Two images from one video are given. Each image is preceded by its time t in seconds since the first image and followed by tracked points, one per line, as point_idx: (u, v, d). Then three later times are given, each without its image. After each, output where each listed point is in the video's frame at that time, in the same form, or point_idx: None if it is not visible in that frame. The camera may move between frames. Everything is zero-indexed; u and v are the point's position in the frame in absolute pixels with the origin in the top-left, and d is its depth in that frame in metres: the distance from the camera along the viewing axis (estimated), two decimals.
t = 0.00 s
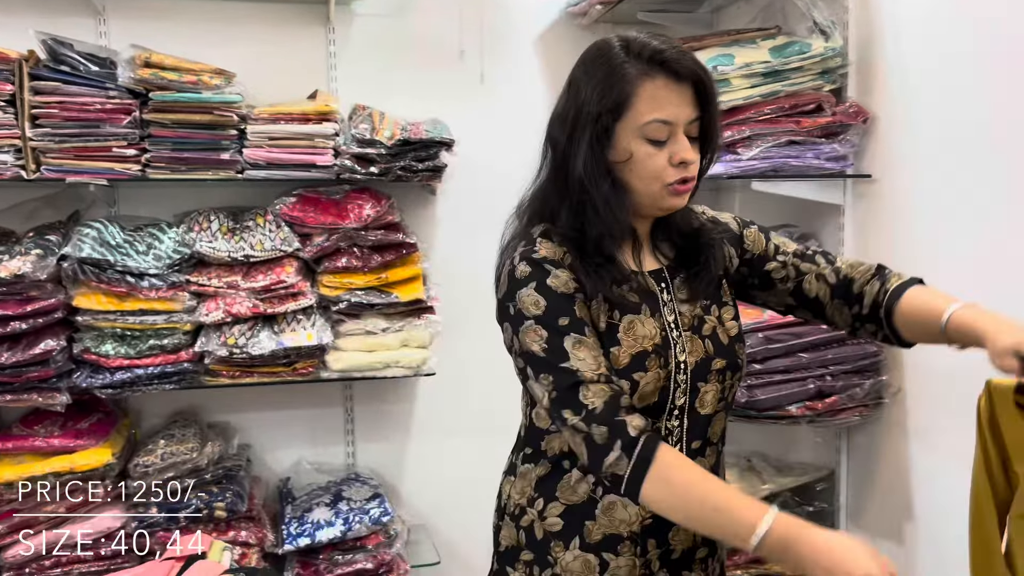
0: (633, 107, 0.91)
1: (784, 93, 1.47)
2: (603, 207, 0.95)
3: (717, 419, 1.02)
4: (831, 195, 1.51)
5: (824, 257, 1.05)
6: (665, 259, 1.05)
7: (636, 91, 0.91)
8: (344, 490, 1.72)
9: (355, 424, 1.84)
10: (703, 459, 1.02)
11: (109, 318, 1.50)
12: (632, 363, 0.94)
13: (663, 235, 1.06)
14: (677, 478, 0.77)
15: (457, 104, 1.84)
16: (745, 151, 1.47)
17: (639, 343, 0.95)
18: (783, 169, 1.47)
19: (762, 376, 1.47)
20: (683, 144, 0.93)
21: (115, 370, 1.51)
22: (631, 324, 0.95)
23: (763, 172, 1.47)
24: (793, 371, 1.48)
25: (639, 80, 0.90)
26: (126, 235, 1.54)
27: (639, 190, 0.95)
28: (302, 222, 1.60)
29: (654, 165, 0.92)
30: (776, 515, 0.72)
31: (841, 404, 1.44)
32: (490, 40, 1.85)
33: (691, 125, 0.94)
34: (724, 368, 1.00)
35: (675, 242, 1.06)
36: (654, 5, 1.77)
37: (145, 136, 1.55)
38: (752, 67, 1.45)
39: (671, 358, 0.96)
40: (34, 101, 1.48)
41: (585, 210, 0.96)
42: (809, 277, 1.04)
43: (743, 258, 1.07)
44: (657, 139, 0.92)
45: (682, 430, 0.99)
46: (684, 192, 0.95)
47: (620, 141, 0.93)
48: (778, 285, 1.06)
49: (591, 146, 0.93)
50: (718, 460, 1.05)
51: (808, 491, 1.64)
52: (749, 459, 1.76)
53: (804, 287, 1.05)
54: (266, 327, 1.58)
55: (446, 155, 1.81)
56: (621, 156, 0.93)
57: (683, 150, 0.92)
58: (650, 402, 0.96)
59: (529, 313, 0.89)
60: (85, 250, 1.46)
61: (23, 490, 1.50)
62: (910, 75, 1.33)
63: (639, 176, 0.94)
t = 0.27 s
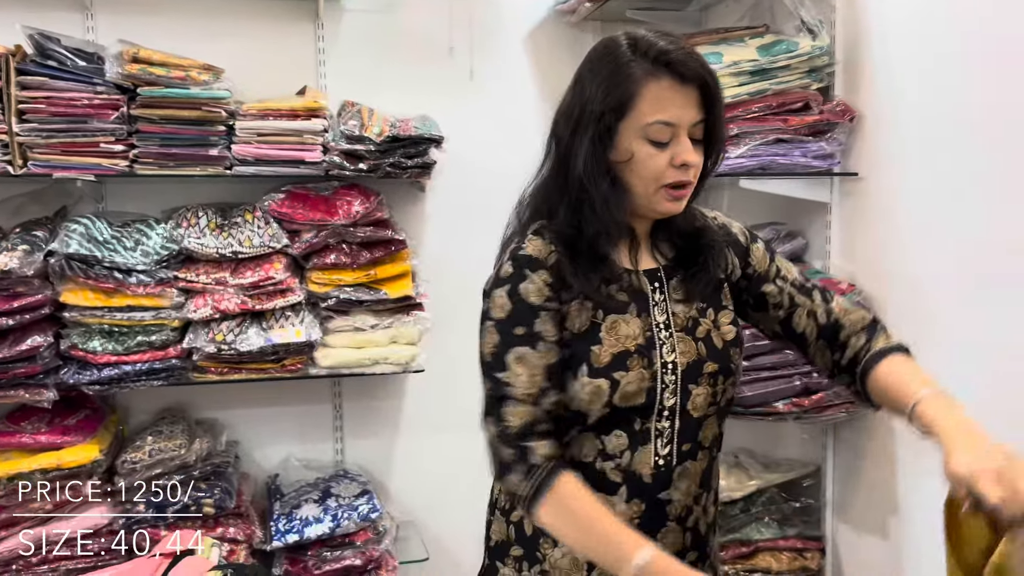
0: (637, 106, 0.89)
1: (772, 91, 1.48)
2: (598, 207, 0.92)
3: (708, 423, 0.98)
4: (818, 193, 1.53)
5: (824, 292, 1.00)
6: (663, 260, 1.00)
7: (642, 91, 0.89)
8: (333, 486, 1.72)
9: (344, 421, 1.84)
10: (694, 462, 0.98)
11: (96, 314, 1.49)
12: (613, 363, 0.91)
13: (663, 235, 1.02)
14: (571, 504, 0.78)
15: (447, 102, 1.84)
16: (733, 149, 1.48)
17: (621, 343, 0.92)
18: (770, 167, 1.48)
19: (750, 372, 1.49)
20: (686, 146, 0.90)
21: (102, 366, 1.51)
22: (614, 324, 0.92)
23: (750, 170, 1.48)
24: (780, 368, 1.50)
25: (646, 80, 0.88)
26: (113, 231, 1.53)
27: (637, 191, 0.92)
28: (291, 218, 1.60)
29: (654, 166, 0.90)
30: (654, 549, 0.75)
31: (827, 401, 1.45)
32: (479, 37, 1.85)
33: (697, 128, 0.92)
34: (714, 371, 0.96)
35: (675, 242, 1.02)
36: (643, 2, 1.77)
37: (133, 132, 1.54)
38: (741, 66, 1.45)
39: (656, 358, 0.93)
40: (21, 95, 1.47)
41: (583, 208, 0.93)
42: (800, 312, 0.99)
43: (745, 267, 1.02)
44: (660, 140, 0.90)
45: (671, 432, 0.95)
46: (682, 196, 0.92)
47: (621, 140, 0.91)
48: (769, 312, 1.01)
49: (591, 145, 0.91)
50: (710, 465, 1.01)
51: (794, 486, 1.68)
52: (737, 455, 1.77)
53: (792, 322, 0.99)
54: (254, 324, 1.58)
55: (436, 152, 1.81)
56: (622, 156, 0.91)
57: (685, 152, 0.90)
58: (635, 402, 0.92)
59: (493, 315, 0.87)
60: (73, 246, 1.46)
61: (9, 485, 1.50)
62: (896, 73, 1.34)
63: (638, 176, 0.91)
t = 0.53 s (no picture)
0: (637, 102, 0.86)
1: (764, 90, 1.49)
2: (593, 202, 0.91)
3: (672, 430, 0.91)
4: (810, 192, 1.54)
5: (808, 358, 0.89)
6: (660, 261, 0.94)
7: (644, 87, 0.86)
8: (325, 483, 1.73)
9: (336, 418, 1.84)
10: (659, 466, 0.91)
11: (88, 310, 1.49)
12: (569, 347, 0.90)
13: (666, 233, 0.96)
14: (449, 444, 0.89)
15: (441, 99, 1.84)
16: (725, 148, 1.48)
17: (582, 331, 0.90)
18: (763, 166, 1.48)
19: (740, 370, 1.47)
20: (684, 146, 0.86)
21: (95, 362, 1.50)
22: (580, 312, 0.91)
23: (742, 168, 1.48)
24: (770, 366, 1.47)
25: (649, 77, 0.85)
26: (106, 227, 1.53)
27: (632, 188, 0.89)
28: (284, 215, 1.60)
29: (649, 164, 0.86)
30: (496, 501, 0.85)
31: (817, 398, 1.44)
32: (473, 34, 1.85)
33: (699, 129, 0.87)
34: (685, 380, 0.90)
35: (676, 243, 0.95)
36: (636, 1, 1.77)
37: (125, 128, 1.54)
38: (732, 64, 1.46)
39: (618, 353, 0.90)
40: (14, 91, 1.47)
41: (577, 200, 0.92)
42: (772, 370, 0.88)
43: (748, 286, 0.92)
44: (657, 139, 0.86)
45: (631, 432, 0.90)
46: (680, 197, 0.87)
47: (621, 136, 0.88)
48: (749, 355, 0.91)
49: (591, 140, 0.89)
50: (685, 478, 0.93)
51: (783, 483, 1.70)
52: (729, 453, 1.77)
53: (761, 377, 0.89)
54: (247, 320, 1.58)
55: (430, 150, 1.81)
56: (620, 152, 0.88)
57: (681, 153, 0.85)
58: (588, 393, 0.90)
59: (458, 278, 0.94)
60: (65, 241, 1.46)
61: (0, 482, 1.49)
62: (888, 71, 1.34)
63: (631, 172, 0.88)
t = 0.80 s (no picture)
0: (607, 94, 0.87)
1: (760, 90, 1.49)
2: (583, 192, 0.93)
3: (636, 429, 0.89)
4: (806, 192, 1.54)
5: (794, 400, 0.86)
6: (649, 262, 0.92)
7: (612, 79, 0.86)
8: (321, 480, 1.73)
9: (332, 415, 1.84)
10: (618, 463, 0.89)
11: (84, 307, 1.49)
12: (546, 330, 0.91)
13: (664, 232, 0.93)
14: (439, 409, 0.98)
15: (437, 96, 1.84)
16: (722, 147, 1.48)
17: (562, 316, 0.91)
18: (759, 165, 1.49)
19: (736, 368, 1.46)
20: (641, 139, 0.84)
21: (90, 359, 1.50)
22: (563, 297, 0.92)
23: (739, 168, 1.48)
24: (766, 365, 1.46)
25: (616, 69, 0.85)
26: (102, 224, 1.53)
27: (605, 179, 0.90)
28: (281, 212, 1.60)
29: (610, 156, 0.86)
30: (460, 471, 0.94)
31: (812, 397, 1.44)
32: (469, 31, 1.85)
33: (663, 121, 0.84)
34: (653, 381, 0.88)
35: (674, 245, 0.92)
36: None
37: (123, 125, 1.54)
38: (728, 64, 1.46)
39: (591, 344, 0.90)
40: (10, 87, 1.47)
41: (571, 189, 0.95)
42: (754, 406, 0.86)
43: (741, 302, 0.88)
44: (620, 130, 0.86)
45: (594, 423, 0.89)
46: (645, 191, 0.86)
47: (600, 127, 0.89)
48: (734, 373, 0.88)
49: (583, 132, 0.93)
50: (645, 482, 0.90)
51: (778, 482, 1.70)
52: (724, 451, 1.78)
53: (743, 409, 0.87)
54: (243, 317, 1.58)
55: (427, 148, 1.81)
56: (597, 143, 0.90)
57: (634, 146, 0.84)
58: (556, 376, 0.90)
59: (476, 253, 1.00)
60: (61, 238, 1.45)
61: None
62: (884, 71, 1.35)
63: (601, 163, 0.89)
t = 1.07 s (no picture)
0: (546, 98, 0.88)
1: (761, 90, 1.49)
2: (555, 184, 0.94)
3: (603, 429, 0.89)
4: (807, 192, 1.54)
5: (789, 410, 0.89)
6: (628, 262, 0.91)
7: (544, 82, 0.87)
8: (319, 479, 1.72)
9: (331, 414, 1.84)
10: (582, 461, 0.89)
11: (83, 304, 1.49)
12: (520, 325, 0.92)
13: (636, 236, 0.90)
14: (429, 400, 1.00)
15: (437, 94, 1.84)
16: (722, 147, 1.48)
17: (536, 312, 0.92)
18: (759, 165, 1.48)
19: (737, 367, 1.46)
20: (553, 144, 0.86)
21: (90, 356, 1.50)
22: (539, 293, 0.93)
23: (739, 168, 1.48)
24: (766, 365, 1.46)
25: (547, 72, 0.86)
26: (102, 221, 1.52)
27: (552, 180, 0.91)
28: (282, 211, 1.60)
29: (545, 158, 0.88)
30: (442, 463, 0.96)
31: (812, 397, 1.45)
32: (469, 30, 1.85)
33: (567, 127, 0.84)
34: (621, 381, 0.88)
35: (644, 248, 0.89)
36: None
37: (123, 122, 1.53)
38: (731, 64, 1.46)
39: (563, 341, 0.90)
40: (10, 84, 1.46)
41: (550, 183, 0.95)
42: (756, 421, 0.87)
43: (728, 308, 0.89)
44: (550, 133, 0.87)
45: (561, 419, 0.89)
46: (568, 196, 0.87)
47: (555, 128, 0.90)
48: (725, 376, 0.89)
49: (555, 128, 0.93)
50: (608, 481, 0.89)
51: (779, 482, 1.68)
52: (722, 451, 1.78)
53: (744, 422, 0.88)
54: (242, 316, 1.58)
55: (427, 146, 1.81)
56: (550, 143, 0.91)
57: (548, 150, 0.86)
58: (528, 372, 0.91)
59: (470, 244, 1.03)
60: (61, 235, 1.45)
61: None
62: (885, 71, 1.35)
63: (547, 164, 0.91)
